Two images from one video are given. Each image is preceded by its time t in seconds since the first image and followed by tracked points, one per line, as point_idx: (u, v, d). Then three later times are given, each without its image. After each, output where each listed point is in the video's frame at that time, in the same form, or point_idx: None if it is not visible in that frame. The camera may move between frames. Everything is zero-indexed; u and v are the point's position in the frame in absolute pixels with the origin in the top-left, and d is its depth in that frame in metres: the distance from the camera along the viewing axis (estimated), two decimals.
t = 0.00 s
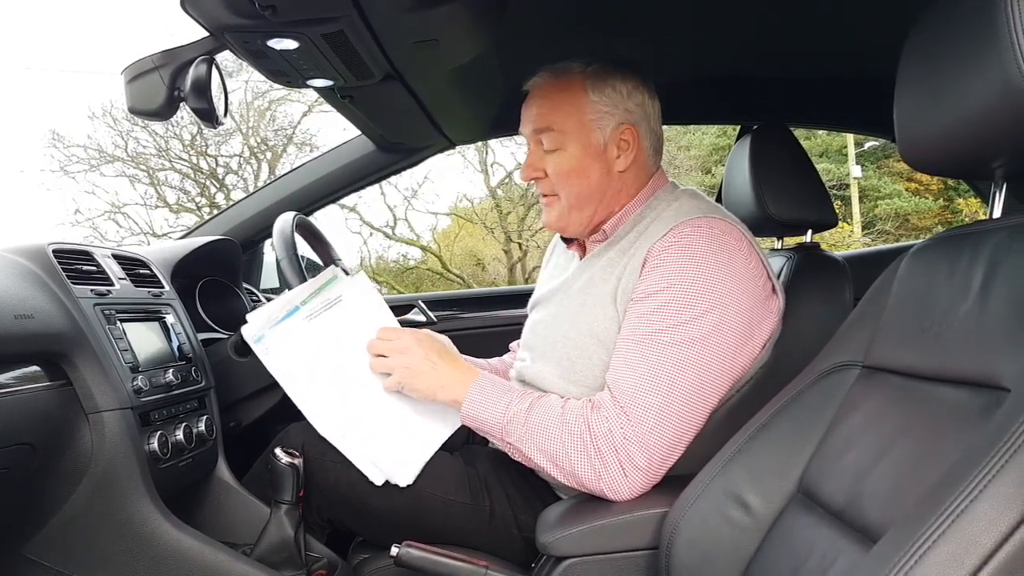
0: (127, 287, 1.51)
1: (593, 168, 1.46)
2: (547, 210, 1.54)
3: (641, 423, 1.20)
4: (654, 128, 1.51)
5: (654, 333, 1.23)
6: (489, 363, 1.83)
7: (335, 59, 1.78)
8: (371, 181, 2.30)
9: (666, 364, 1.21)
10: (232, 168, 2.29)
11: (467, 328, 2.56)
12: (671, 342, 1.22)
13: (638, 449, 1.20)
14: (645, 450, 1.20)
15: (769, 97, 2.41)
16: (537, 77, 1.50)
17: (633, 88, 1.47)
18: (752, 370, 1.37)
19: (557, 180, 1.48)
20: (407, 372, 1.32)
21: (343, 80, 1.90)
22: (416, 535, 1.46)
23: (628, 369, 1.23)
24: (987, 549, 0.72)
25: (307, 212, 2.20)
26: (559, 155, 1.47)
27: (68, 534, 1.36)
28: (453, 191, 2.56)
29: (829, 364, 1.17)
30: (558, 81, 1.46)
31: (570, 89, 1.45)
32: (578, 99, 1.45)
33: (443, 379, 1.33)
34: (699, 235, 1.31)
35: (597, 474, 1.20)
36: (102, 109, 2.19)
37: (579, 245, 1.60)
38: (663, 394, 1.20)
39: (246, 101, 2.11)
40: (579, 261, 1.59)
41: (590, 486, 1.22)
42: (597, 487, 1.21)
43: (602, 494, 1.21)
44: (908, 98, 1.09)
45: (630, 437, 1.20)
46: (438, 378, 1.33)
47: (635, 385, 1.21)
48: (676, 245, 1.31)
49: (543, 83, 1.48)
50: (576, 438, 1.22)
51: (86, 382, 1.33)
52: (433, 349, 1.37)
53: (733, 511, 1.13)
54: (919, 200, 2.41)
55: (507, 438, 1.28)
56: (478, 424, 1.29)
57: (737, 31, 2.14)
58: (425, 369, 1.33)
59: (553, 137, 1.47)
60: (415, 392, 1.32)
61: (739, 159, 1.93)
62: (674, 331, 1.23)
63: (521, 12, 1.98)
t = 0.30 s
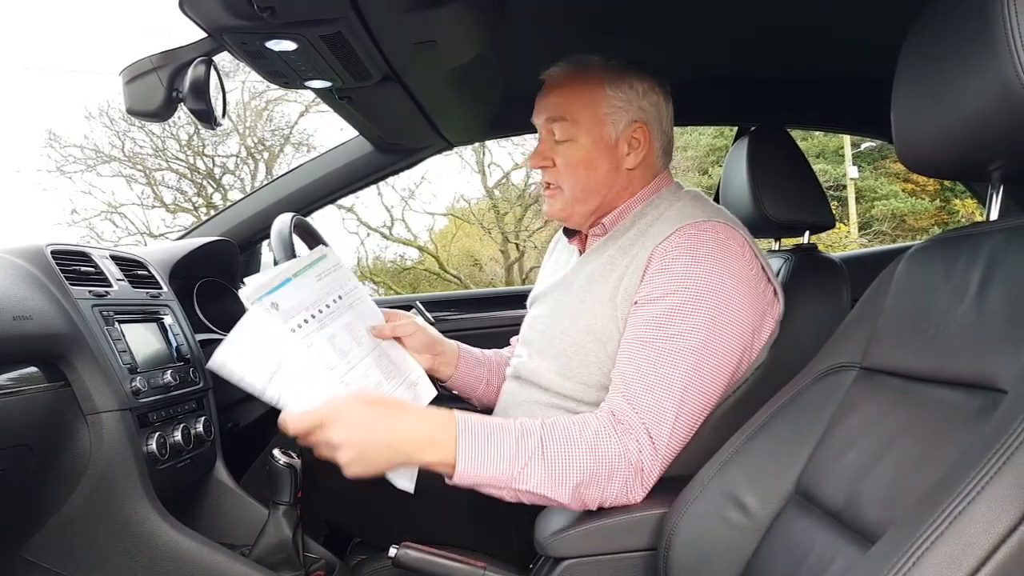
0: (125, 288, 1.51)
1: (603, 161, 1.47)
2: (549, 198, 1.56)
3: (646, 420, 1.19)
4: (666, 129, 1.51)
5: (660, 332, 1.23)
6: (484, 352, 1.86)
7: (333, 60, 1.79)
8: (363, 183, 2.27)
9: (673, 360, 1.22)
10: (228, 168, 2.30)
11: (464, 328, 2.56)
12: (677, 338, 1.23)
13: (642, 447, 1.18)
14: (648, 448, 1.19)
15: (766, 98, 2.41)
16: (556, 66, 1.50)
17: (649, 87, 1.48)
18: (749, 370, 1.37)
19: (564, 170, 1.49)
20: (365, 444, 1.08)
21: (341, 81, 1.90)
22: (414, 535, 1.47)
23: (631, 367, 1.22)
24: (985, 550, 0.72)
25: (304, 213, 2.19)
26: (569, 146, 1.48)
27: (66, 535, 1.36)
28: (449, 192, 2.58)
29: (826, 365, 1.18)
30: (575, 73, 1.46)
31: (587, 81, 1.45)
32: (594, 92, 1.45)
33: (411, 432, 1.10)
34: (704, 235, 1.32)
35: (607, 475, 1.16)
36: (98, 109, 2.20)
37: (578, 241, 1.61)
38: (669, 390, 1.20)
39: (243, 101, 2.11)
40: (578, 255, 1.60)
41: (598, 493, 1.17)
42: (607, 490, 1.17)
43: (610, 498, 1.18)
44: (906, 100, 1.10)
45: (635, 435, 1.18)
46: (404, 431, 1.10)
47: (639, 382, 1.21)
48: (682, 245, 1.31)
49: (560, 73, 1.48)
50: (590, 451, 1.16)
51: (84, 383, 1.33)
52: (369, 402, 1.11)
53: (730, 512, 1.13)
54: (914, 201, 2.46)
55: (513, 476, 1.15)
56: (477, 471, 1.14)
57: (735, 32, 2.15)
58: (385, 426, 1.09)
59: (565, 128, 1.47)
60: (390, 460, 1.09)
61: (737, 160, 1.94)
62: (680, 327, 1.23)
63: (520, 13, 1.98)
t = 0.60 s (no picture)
0: (124, 289, 1.51)
1: (626, 158, 1.47)
2: (564, 191, 1.56)
3: (644, 421, 1.20)
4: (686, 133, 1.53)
5: (660, 333, 1.23)
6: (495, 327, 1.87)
7: (333, 62, 1.78)
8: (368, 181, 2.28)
9: (677, 360, 1.22)
10: (226, 168, 2.30)
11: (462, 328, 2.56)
12: (678, 340, 1.23)
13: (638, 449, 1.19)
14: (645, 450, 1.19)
15: (767, 98, 2.41)
16: (585, 59, 1.49)
17: (675, 88, 1.49)
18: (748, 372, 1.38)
19: (587, 165, 1.48)
20: (352, 455, 1.09)
21: (341, 83, 1.90)
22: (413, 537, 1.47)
23: (631, 368, 1.22)
24: (985, 552, 0.72)
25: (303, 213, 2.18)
26: (593, 140, 1.47)
27: (66, 536, 1.36)
28: (448, 192, 2.59)
29: (826, 366, 1.18)
30: (605, 67, 1.46)
31: (616, 76, 1.45)
32: (623, 88, 1.45)
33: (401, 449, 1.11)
34: (705, 239, 1.32)
35: (601, 477, 1.17)
36: (97, 109, 2.21)
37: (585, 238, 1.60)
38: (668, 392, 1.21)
39: (241, 101, 2.09)
40: (584, 252, 1.59)
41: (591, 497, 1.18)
42: (601, 495, 1.18)
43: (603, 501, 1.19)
44: (906, 103, 1.10)
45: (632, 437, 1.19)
46: (396, 445, 1.11)
47: (640, 383, 1.21)
48: (682, 248, 1.31)
49: (587, 66, 1.48)
50: (585, 458, 1.16)
51: (84, 384, 1.33)
52: (368, 414, 1.12)
53: (729, 513, 1.13)
54: (912, 201, 2.44)
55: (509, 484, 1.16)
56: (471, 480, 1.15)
57: (734, 33, 2.15)
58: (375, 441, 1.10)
59: (592, 121, 1.47)
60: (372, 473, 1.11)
61: (736, 162, 1.95)
62: (681, 329, 1.23)
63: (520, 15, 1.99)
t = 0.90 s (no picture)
0: (125, 289, 1.51)
1: (654, 164, 1.48)
2: (588, 208, 1.50)
3: (651, 416, 1.19)
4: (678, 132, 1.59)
5: (667, 330, 1.24)
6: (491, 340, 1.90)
7: (333, 62, 1.79)
8: (373, 181, 2.29)
9: (688, 357, 1.21)
10: (226, 168, 2.29)
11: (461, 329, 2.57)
12: (687, 338, 1.22)
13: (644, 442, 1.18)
14: (653, 443, 1.18)
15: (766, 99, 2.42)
16: (598, 68, 1.44)
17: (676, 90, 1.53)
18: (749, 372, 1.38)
19: (620, 177, 1.45)
20: (372, 401, 1.27)
21: (341, 83, 1.90)
22: (414, 537, 1.47)
23: (638, 363, 1.23)
24: (986, 553, 0.73)
25: (303, 214, 2.18)
26: (624, 151, 1.45)
27: (67, 536, 1.36)
28: (447, 192, 2.58)
29: (828, 366, 1.18)
30: (626, 75, 1.43)
31: (641, 84, 1.43)
32: (647, 95, 1.44)
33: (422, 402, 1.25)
34: (709, 236, 1.32)
35: (598, 462, 1.19)
36: (96, 109, 2.20)
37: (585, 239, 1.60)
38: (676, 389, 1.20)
39: (241, 101, 2.12)
40: (585, 254, 1.60)
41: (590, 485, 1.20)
42: (597, 485, 1.20)
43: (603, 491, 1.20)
44: (906, 104, 1.10)
45: (636, 433, 1.19)
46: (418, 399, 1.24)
47: (649, 379, 1.20)
48: (687, 246, 1.32)
49: (608, 76, 1.43)
50: (581, 444, 1.20)
51: (85, 385, 1.33)
52: (396, 365, 1.26)
53: (730, 514, 1.14)
54: (912, 202, 2.45)
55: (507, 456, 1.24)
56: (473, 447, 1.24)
57: (734, 34, 2.16)
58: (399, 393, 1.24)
59: (625, 131, 1.44)
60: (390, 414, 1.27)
61: (736, 163, 1.95)
62: (688, 326, 1.23)
63: (519, 16, 1.99)
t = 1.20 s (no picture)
0: (125, 289, 1.51)
1: (639, 168, 1.41)
2: (578, 221, 1.43)
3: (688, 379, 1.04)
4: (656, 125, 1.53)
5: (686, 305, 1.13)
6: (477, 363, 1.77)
7: (334, 62, 1.78)
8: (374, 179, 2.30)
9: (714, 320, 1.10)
10: (224, 168, 2.28)
11: (461, 329, 2.56)
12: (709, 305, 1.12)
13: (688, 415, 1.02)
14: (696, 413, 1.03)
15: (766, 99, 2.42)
16: (575, 78, 1.35)
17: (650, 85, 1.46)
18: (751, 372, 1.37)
19: (609, 189, 1.39)
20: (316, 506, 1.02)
21: (342, 83, 1.90)
22: (414, 538, 1.47)
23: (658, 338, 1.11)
24: (990, 554, 0.72)
25: (303, 213, 2.19)
26: (609, 159, 1.38)
27: (67, 537, 1.35)
28: (446, 192, 2.58)
29: (830, 366, 1.18)
30: (603, 83, 1.34)
31: (618, 87, 1.35)
32: (626, 100, 1.36)
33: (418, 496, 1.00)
34: (708, 226, 1.26)
35: (636, 426, 1.01)
36: (95, 109, 2.14)
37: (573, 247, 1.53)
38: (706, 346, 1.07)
39: (240, 101, 2.13)
40: (575, 262, 1.53)
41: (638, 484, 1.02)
42: (645, 480, 1.01)
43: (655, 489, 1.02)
44: (909, 103, 1.10)
45: (673, 401, 1.03)
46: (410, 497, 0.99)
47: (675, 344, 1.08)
48: (686, 236, 1.27)
49: (585, 83, 1.34)
50: (616, 429, 1.02)
51: (85, 385, 1.33)
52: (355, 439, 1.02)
53: (732, 514, 1.13)
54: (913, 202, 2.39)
55: (530, 462, 1.03)
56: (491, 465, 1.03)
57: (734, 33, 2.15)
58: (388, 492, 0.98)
59: (609, 141, 1.36)
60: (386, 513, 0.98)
61: (737, 162, 1.95)
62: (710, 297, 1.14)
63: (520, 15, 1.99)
